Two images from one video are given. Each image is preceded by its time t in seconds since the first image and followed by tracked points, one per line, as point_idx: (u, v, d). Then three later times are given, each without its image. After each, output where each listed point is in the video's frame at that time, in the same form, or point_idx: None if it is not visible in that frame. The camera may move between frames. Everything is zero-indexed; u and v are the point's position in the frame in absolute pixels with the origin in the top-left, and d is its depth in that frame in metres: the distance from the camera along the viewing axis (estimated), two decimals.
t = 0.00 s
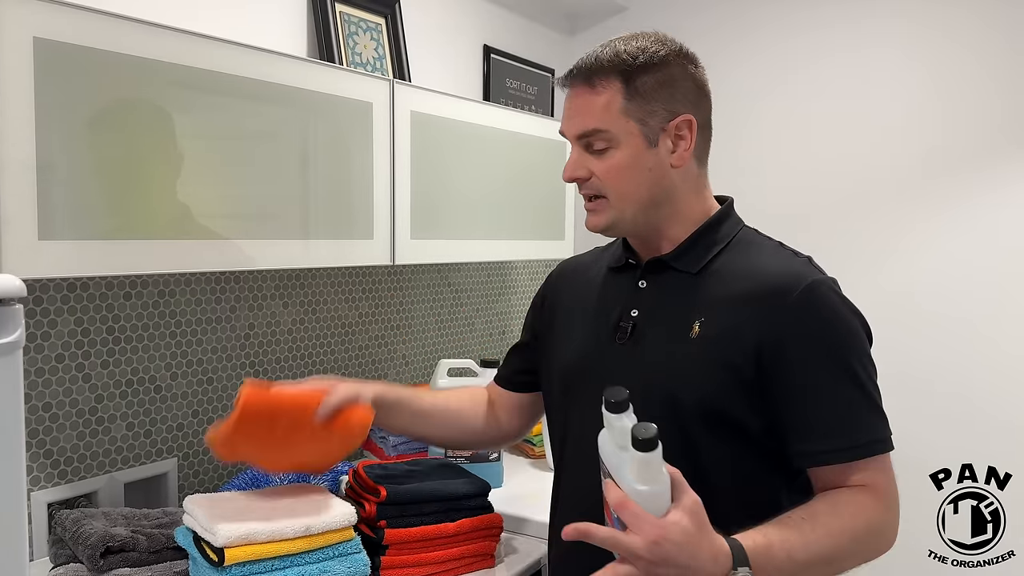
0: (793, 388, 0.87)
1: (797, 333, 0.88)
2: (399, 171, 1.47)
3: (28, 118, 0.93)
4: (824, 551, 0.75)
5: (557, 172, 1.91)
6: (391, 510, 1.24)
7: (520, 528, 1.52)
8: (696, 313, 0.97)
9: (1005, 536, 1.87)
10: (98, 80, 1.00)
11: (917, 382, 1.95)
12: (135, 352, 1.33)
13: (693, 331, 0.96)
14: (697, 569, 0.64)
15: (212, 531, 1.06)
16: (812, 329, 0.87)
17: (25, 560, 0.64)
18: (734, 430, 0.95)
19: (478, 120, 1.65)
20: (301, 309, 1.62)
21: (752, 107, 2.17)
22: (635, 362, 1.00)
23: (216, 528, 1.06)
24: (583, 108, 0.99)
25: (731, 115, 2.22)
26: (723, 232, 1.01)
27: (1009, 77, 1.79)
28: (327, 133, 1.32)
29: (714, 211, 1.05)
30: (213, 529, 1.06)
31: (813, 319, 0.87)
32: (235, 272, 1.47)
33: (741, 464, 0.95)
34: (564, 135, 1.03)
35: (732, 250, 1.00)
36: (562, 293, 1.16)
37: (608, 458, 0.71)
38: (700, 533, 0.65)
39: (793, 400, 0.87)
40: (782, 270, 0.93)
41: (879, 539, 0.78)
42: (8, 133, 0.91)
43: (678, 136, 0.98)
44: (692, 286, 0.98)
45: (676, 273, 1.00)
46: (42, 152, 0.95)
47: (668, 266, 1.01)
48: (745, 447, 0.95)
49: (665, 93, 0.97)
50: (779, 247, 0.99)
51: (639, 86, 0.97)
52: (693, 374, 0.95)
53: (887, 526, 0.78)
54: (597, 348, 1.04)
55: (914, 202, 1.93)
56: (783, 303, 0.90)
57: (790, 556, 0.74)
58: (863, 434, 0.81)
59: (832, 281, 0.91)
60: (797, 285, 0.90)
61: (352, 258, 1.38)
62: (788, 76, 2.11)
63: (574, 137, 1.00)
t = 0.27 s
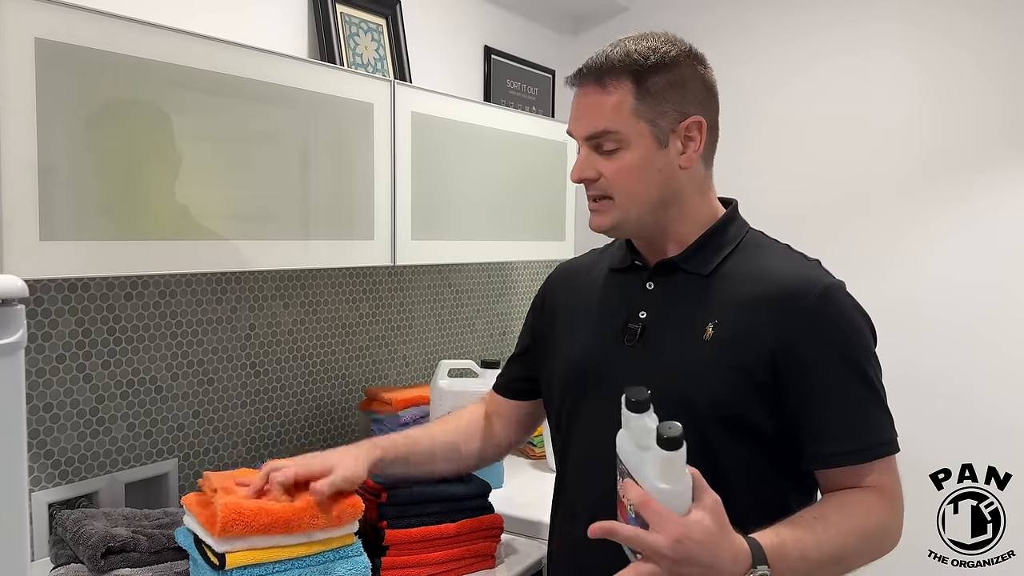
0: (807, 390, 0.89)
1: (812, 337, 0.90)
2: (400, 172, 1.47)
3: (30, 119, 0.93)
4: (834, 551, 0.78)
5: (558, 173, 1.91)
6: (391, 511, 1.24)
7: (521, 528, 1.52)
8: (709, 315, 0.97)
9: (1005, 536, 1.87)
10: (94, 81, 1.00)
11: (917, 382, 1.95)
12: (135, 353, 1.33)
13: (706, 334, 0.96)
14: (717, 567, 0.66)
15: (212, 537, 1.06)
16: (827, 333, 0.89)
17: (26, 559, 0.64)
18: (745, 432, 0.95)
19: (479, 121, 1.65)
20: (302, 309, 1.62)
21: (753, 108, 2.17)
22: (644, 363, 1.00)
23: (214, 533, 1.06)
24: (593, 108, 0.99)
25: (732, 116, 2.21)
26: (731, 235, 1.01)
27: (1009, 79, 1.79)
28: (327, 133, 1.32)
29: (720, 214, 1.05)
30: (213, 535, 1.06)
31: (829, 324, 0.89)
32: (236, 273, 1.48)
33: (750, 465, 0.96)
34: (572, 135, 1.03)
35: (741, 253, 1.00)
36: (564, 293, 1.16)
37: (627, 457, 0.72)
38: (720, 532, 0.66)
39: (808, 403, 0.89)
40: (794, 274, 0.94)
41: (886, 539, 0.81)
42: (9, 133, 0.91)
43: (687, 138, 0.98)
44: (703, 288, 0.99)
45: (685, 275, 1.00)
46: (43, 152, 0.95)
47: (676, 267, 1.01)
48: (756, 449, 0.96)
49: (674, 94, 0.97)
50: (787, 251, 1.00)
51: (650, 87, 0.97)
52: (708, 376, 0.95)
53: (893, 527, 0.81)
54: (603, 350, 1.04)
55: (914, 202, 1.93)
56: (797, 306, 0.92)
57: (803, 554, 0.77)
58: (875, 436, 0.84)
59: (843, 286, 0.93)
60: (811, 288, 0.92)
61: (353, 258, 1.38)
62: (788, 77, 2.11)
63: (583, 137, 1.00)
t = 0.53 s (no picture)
0: (816, 390, 0.90)
1: (820, 337, 0.90)
2: (402, 172, 1.47)
3: (32, 118, 0.93)
4: (855, 551, 0.78)
5: (559, 174, 1.91)
6: (393, 512, 1.24)
7: (521, 529, 1.52)
8: (716, 316, 0.97)
9: (1005, 536, 1.86)
10: (99, 81, 1.00)
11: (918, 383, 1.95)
12: (138, 353, 1.33)
13: (713, 336, 0.96)
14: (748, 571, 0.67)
15: (214, 535, 1.06)
16: (835, 333, 0.89)
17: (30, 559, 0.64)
18: (754, 433, 0.95)
19: (481, 122, 1.65)
20: (305, 310, 1.62)
21: (754, 109, 2.17)
22: (649, 365, 1.00)
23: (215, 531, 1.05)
24: (615, 95, 0.96)
25: (733, 117, 2.22)
26: (734, 236, 1.02)
27: (1012, 80, 1.79)
28: (329, 134, 1.32)
29: (721, 216, 1.05)
30: (214, 533, 1.06)
31: (837, 323, 0.90)
32: (238, 274, 1.48)
33: (758, 467, 0.96)
34: (589, 123, 1.00)
35: (745, 254, 1.01)
36: (565, 295, 1.16)
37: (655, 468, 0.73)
38: (748, 537, 0.68)
39: (818, 403, 0.89)
40: (799, 274, 0.95)
41: (900, 536, 0.82)
42: (12, 132, 0.91)
43: (704, 130, 0.98)
44: (709, 290, 0.99)
45: (689, 276, 1.00)
46: (46, 152, 0.95)
47: (681, 269, 1.01)
48: (763, 450, 0.96)
49: (694, 87, 0.97)
50: (790, 251, 1.01)
51: (673, 77, 0.96)
52: (719, 377, 0.95)
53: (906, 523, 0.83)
54: (608, 352, 1.04)
55: (915, 203, 1.93)
56: (804, 307, 0.92)
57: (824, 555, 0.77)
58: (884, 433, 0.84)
59: (847, 285, 0.93)
60: (818, 288, 0.92)
61: (353, 258, 1.38)
62: (788, 78, 2.11)
63: (603, 126, 0.98)
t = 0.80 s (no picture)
0: (818, 387, 0.91)
1: (821, 334, 0.91)
2: (403, 173, 1.47)
3: (35, 119, 0.93)
4: (863, 545, 0.80)
5: (560, 175, 1.91)
6: (395, 513, 1.23)
7: (522, 529, 1.52)
8: (715, 316, 0.97)
9: (1005, 536, 1.86)
10: (102, 82, 1.00)
11: (919, 384, 1.95)
12: (139, 354, 1.33)
13: (714, 336, 0.97)
14: (761, 566, 0.68)
15: (214, 541, 1.06)
16: (835, 331, 0.90)
17: (33, 560, 0.64)
18: (757, 432, 0.96)
19: (482, 123, 1.65)
20: (306, 311, 1.62)
21: (755, 110, 2.17)
22: (649, 365, 1.00)
23: (215, 537, 1.06)
24: (643, 85, 0.98)
25: (734, 117, 2.21)
26: (731, 236, 1.02)
27: (1011, 81, 1.79)
28: (330, 135, 1.32)
29: (718, 216, 1.05)
30: (214, 539, 1.06)
31: (837, 320, 0.90)
32: (240, 276, 1.48)
33: (762, 466, 0.96)
34: (611, 110, 1.01)
35: (743, 252, 1.01)
36: (564, 296, 1.16)
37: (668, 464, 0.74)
38: (761, 532, 0.69)
39: (821, 400, 0.90)
40: (799, 271, 0.96)
41: (906, 529, 0.84)
42: (15, 134, 0.91)
43: (712, 133, 1.03)
44: (708, 290, 0.99)
45: (688, 276, 1.00)
46: (49, 154, 0.95)
47: (680, 270, 1.01)
48: (766, 449, 0.96)
49: (709, 87, 1.00)
50: (787, 249, 1.02)
51: (694, 76, 0.99)
52: (720, 377, 0.95)
53: (911, 517, 0.85)
54: (608, 354, 1.05)
55: (915, 204, 1.93)
56: (804, 304, 0.92)
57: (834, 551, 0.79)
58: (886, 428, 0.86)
59: (845, 282, 0.94)
60: (817, 286, 0.93)
61: (354, 259, 1.38)
62: (790, 80, 2.11)
63: (627, 116, 0.99)
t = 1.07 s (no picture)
0: (824, 392, 0.91)
1: (827, 339, 0.91)
2: (404, 173, 1.47)
3: (38, 119, 0.93)
4: (863, 551, 0.82)
5: (561, 175, 1.91)
6: (396, 514, 1.23)
7: (523, 530, 1.52)
8: (722, 319, 0.97)
9: (1005, 536, 1.86)
10: (105, 82, 1.00)
11: (920, 384, 1.95)
12: (141, 355, 1.33)
13: (720, 338, 0.97)
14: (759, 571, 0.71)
15: (219, 541, 1.07)
16: (842, 336, 0.90)
17: (36, 559, 0.64)
18: (762, 435, 0.95)
19: (483, 123, 1.65)
20: (307, 312, 1.62)
21: (757, 111, 2.17)
22: (655, 368, 1.00)
23: (219, 537, 1.06)
24: (652, 84, 0.98)
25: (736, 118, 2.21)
26: (738, 238, 1.02)
27: (1012, 80, 1.79)
28: (331, 134, 1.32)
29: (725, 219, 1.05)
30: (219, 539, 1.06)
31: (844, 325, 0.90)
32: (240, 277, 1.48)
33: (767, 471, 0.96)
34: (619, 110, 1.00)
35: (750, 256, 1.01)
36: (569, 299, 1.16)
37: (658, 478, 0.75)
38: (757, 537, 0.72)
39: (827, 404, 0.90)
40: (806, 275, 0.96)
41: (907, 534, 0.85)
42: (17, 133, 0.91)
43: (721, 132, 1.03)
44: (714, 292, 0.99)
45: (695, 279, 1.00)
46: (51, 155, 0.95)
47: (687, 272, 1.01)
48: (771, 453, 0.96)
49: (717, 87, 1.00)
50: (793, 253, 1.02)
51: (704, 75, 0.99)
52: (726, 380, 0.95)
53: (912, 522, 0.85)
54: (613, 355, 1.05)
55: (916, 204, 1.93)
56: (811, 308, 0.93)
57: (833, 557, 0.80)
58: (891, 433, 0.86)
59: (852, 287, 0.94)
60: (824, 290, 0.93)
61: (355, 259, 1.38)
62: (792, 81, 2.11)
63: (636, 115, 0.99)
